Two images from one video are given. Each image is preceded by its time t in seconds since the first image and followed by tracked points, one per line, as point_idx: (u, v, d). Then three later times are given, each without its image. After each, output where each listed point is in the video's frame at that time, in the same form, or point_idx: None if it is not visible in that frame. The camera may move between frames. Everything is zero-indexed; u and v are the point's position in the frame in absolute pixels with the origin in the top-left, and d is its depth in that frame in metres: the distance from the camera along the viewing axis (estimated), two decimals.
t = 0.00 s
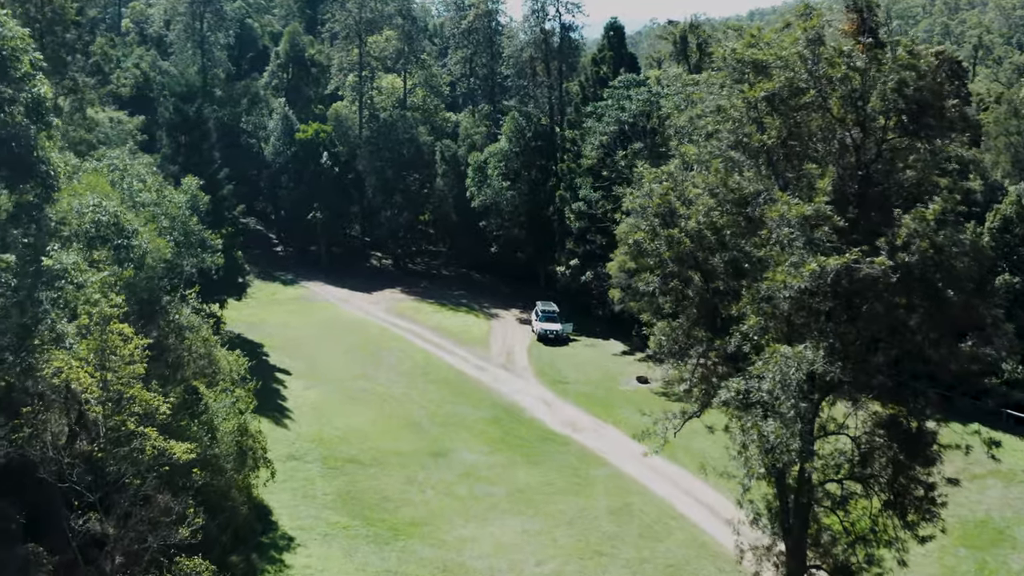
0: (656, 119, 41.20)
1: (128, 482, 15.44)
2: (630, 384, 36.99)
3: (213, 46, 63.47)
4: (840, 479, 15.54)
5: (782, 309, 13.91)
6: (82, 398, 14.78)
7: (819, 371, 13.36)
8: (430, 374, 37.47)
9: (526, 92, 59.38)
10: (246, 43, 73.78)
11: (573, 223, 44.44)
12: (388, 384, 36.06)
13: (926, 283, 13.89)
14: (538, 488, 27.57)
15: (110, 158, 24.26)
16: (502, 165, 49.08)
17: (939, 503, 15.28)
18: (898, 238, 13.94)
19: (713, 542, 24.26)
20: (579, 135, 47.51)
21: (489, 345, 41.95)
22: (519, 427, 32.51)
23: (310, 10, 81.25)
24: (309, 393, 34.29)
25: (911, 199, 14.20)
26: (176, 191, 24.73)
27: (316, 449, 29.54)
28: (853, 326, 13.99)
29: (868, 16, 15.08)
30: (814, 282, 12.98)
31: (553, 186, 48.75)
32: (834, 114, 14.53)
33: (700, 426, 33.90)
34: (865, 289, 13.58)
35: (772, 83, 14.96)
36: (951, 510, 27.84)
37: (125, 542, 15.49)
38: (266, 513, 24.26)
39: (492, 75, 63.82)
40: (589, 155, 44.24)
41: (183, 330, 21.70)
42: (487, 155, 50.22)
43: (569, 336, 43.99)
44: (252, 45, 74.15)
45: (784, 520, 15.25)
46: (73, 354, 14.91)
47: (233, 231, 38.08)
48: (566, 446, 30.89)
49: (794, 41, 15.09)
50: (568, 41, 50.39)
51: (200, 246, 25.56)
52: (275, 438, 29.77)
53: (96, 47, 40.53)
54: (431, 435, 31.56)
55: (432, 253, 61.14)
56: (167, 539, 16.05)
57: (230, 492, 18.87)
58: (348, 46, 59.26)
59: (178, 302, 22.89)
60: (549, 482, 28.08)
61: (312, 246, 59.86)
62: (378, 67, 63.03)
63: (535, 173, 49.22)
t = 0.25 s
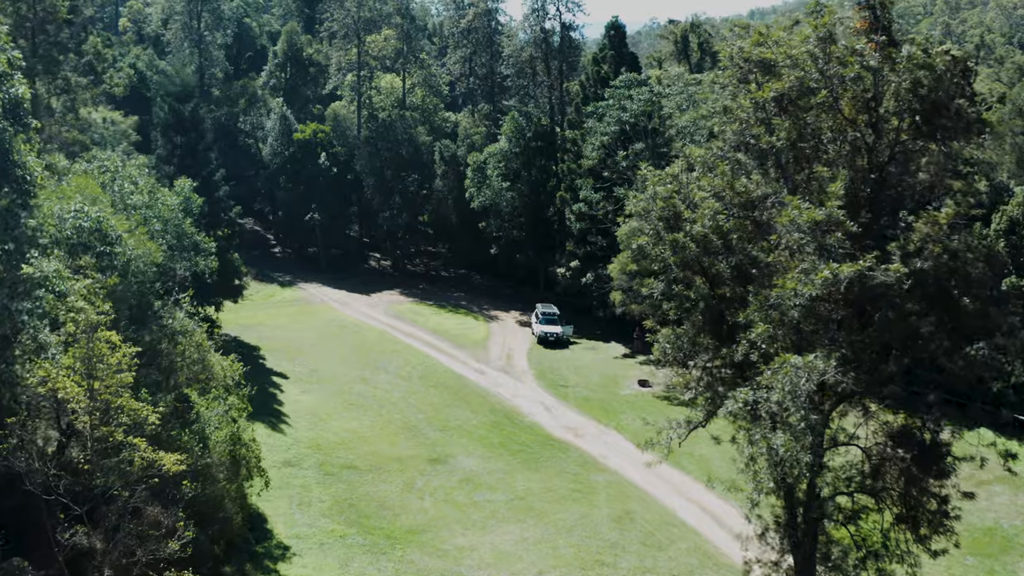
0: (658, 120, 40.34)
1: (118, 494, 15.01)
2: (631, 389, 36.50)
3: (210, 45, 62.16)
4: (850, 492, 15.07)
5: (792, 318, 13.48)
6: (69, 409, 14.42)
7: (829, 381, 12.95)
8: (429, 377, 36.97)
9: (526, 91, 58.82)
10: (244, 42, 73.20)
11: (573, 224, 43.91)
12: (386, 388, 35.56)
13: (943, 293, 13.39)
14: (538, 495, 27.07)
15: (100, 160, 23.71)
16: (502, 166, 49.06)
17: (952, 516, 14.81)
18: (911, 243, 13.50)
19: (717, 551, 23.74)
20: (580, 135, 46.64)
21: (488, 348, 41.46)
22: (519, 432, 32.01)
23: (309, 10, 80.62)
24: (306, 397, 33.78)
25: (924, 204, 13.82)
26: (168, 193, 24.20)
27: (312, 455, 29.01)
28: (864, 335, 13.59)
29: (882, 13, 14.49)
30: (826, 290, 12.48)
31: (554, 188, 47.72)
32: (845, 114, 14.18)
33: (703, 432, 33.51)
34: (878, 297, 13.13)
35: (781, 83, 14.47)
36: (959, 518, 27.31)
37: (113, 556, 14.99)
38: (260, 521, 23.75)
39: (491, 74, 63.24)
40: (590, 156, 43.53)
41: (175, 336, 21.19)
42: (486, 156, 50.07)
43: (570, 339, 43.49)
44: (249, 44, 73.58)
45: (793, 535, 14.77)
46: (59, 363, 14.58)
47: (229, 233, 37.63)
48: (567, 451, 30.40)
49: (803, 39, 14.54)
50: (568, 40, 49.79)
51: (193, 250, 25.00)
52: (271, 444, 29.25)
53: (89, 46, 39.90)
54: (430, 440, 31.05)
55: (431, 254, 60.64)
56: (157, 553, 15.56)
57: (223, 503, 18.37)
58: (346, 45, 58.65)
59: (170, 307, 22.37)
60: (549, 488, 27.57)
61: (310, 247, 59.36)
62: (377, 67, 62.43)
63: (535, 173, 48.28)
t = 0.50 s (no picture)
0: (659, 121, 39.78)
1: (104, 508, 14.54)
2: (633, 392, 36.03)
3: (208, 44, 61.41)
4: (862, 504, 14.58)
5: (802, 327, 13.03)
6: (54, 419, 14.00)
7: (841, 390, 12.44)
8: (428, 381, 36.46)
9: (526, 91, 58.33)
10: (242, 42, 72.74)
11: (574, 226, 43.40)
12: (385, 391, 35.06)
13: (959, 300, 12.95)
14: (539, 502, 26.56)
15: (91, 162, 23.25)
16: (502, 167, 48.44)
17: (967, 531, 14.32)
18: (927, 248, 12.94)
19: (721, 561, 23.21)
20: (580, 135, 46.06)
21: (488, 351, 40.98)
22: (519, 437, 31.52)
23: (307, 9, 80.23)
24: (303, 402, 33.28)
25: (939, 208, 13.27)
26: (161, 195, 23.74)
27: (309, 461, 28.49)
28: (876, 343, 13.07)
29: (895, 10, 14.00)
30: (838, 298, 11.99)
31: (554, 188, 47.33)
32: (857, 115, 13.72)
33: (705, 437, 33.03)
34: (891, 304, 12.61)
35: (791, 83, 14.00)
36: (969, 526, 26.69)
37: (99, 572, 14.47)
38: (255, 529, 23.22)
39: (491, 74, 62.78)
40: (591, 157, 42.95)
41: (169, 341, 20.72)
42: (486, 156, 49.51)
43: (570, 341, 43.00)
44: (248, 44, 73.11)
45: (801, 549, 14.30)
46: (43, 373, 14.15)
47: (226, 234, 37.17)
48: (568, 457, 29.90)
49: (815, 36, 14.06)
50: (569, 40, 49.26)
51: (186, 253, 24.52)
52: (267, 450, 28.74)
53: (83, 45, 39.37)
54: (429, 446, 30.54)
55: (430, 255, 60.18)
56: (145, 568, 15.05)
57: (216, 513, 17.83)
58: (345, 44, 58.14)
59: (163, 312, 21.90)
60: (550, 495, 27.04)
61: (309, 248, 58.89)
62: (375, 66, 62.03)
63: (535, 173, 47.80)
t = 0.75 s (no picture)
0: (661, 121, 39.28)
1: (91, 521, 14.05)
2: (634, 396, 35.55)
3: (206, 44, 60.94)
4: (873, 517, 14.11)
5: (812, 334, 12.54)
6: (40, 430, 13.56)
7: (854, 402, 11.97)
8: (427, 385, 36.00)
9: (526, 91, 57.92)
10: (241, 41, 72.29)
11: (574, 227, 42.92)
12: (383, 396, 34.58)
13: (974, 306, 12.58)
14: (539, 509, 26.07)
15: (83, 164, 22.86)
16: (502, 167, 47.78)
17: (983, 545, 13.83)
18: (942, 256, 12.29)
19: (726, 570, 22.73)
20: (581, 135, 45.57)
21: (488, 354, 40.50)
22: (519, 442, 31.03)
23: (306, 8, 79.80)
24: (300, 406, 32.81)
25: (954, 212, 12.76)
26: (154, 197, 23.30)
27: (306, 467, 27.98)
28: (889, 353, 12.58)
29: (908, 8, 13.54)
30: (851, 307, 11.51)
31: (554, 189, 47.00)
32: (870, 116, 13.26)
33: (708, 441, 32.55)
34: (905, 312, 12.12)
35: (802, 84, 13.59)
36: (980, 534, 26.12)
37: None
38: (250, 537, 22.73)
39: (490, 74, 62.32)
40: (591, 157, 42.43)
41: (162, 346, 20.29)
42: (485, 156, 49.01)
43: (571, 344, 42.52)
44: (246, 44, 72.78)
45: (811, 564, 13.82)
46: (30, 382, 13.70)
47: (222, 236, 36.78)
48: (569, 462, 29.43)
49: (825, 35, 13.69)
50: (569, 39, 48.80)
51: (179, 257, 24.12)
52: (263, 456, 28.27)
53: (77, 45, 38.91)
54: (427, 451, 30.08)
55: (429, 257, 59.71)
56: None
57: (209, 525, 17.29)
58: (343, 44, 57.75)
59: (156, 316, 21.49)
60: (551, 502, 26.57)
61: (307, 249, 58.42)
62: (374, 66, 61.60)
63: (535, 174, 47.34)
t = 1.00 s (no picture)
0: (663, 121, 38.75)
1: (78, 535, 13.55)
2: (636, 400, 35.08)
3: (203, 43, 60.42)
4: (885, 531, 13.64)
5: (823, 343, 12.11)
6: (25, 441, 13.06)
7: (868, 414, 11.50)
8: (426, 388, 35.52)
9: (526, 91, 57.45)
10: (239, 41, 71.85)
11: (574, 228, 42.45)
12: (381, 399, 34.10)
13: (991, 314, 11.99)
14: (540, 517, 25.58)
15: (74, 165, 22.41)
16: (502, 167, 47.28)
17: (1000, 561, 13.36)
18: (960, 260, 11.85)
19: None
20: (581, 135, 45.07)
21: (487, 357, 40.04)
22: (519, 447, 30.57)
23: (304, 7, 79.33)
24: (297, 410, 32.34)
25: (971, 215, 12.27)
26: (147, 199, 22.86)
27: (302, 473, 27.50)
28: (904, 363, 12.10)
29: (923, 4, 13.05)
30: (867, 316, 11.03)
31: (555, 190, 46.57)
32: (884, 117, 12.85)
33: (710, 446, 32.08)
34: (922, 320, 11.63)
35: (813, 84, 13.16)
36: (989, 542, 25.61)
37: None
38: (244, 545, 22.26)
39: (490, 73, 61.86)
40: (592, 158, 41.88)
41: (154, 351, 19.85)
42: (485, 157, 48.50)
43: (571, 346, 42.04)
44: (243, 43, 72.32)
45: None
46: (14, 391, 13.20)
47: (219, 238, 36.35)
48: (569, 468, 28.95)
49: (838, 33, 13.32)
50: (569, 38, 48.33)
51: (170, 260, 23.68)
52: (259, 462, 27.81)
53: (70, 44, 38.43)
54: (426, 456, 29.60)
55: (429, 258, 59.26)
56: None
57: (201, 536, 16.78)
58: (341, 43, 57.26)
59: (148, 320, 21.04)
60: (552, 509, 26.06)
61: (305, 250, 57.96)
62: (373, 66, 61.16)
63: (535, 174, 46.89)
